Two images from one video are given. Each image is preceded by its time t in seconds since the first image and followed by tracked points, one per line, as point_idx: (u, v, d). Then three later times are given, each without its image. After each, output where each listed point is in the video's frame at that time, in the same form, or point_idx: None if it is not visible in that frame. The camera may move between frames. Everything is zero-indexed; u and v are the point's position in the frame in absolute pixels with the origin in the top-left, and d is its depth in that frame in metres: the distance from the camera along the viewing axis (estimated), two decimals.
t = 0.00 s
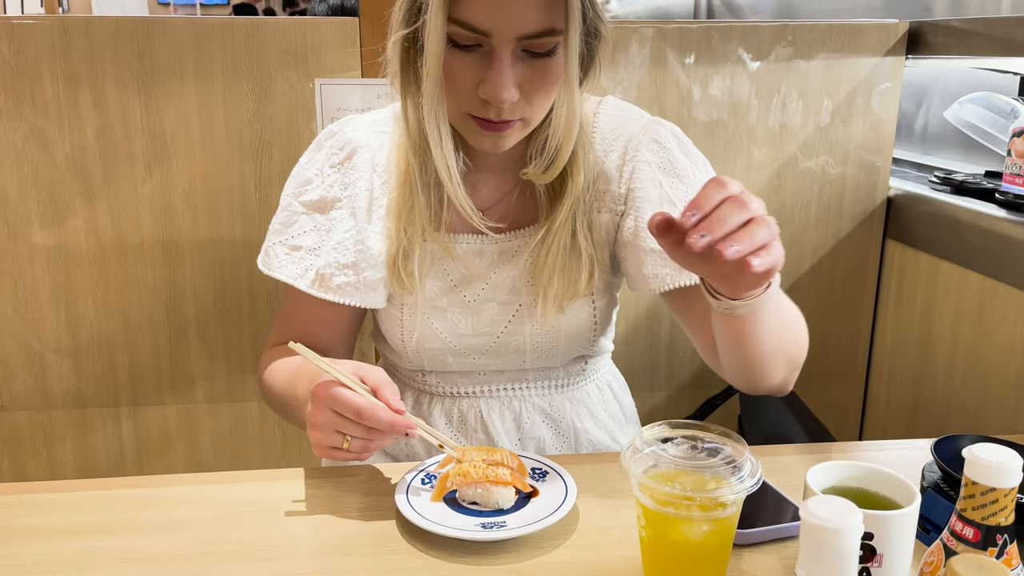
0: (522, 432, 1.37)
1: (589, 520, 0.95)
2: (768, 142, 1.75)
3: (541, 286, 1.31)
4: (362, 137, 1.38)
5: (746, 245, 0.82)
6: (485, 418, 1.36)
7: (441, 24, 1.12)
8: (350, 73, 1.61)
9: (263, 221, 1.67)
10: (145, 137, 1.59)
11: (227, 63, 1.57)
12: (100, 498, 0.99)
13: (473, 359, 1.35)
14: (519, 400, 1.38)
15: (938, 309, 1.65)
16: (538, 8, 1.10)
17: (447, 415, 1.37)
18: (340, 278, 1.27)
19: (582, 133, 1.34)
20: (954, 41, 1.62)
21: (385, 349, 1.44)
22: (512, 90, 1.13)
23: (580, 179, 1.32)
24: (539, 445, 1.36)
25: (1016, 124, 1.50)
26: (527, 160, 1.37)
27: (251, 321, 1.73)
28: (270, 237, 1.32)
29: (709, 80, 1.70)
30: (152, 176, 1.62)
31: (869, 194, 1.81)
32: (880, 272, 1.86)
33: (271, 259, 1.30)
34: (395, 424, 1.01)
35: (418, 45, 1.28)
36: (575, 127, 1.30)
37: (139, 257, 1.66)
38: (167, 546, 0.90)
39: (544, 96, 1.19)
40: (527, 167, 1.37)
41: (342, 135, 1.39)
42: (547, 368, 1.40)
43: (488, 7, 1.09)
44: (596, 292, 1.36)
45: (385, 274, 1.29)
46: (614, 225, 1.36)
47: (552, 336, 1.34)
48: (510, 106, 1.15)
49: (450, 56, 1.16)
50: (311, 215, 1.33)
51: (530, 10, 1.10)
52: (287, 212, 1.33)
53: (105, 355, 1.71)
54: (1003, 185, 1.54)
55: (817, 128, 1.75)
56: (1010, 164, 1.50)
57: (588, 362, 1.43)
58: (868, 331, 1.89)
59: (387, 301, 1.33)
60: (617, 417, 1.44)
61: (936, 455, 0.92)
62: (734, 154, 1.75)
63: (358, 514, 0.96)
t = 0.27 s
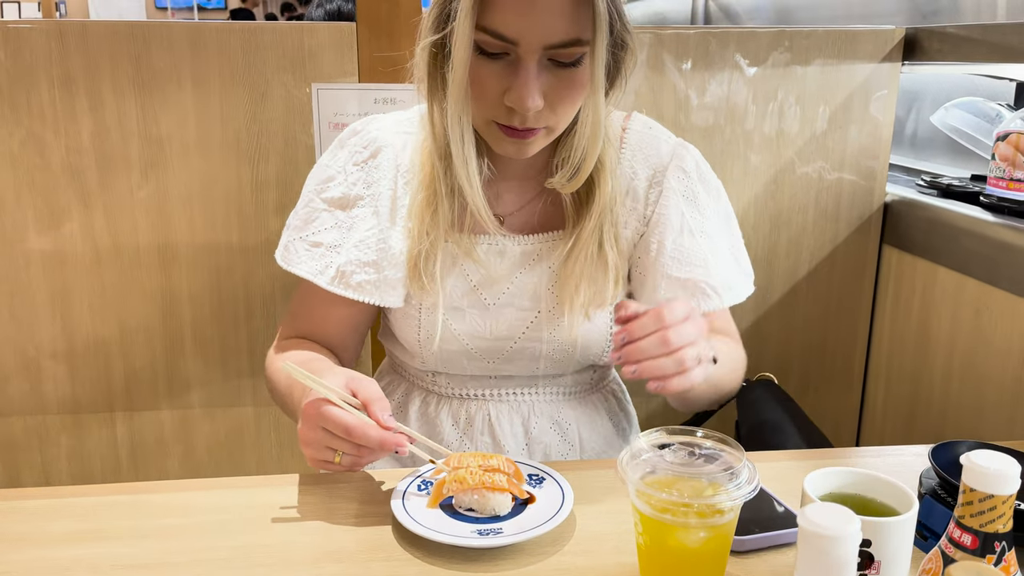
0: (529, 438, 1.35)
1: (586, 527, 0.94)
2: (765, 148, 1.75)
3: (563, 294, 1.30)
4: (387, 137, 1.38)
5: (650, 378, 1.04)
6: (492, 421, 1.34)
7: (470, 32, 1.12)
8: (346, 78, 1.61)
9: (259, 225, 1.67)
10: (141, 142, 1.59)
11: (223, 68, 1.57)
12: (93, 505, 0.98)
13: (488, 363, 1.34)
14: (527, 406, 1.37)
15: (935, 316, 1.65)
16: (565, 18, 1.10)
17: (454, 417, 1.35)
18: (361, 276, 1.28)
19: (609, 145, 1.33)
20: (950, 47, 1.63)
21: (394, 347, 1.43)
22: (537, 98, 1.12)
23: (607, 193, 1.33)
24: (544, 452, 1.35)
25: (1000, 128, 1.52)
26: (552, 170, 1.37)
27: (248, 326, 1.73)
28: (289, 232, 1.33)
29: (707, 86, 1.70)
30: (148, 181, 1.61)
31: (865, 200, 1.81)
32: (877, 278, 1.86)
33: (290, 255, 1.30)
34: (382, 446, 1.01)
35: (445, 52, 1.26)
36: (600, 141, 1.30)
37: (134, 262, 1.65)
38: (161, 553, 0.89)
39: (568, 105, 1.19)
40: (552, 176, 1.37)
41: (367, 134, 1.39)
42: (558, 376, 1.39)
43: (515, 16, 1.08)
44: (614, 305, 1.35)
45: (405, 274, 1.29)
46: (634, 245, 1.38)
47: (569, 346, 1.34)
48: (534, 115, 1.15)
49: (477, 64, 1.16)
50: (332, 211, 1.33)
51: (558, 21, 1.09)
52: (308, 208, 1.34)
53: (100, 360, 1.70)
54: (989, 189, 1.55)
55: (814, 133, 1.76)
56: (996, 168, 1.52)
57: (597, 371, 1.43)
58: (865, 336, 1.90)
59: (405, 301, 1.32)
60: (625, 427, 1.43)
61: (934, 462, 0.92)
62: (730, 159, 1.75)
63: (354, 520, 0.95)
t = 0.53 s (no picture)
0: (531, 438, 1.34)
1: (582, 528, 0.94)
2: (761, 150, 1.75)
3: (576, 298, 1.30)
4: (408, 134, 1.38)
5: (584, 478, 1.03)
6: (496, 419, 1.34)
7: (495, 35, 1.11)
8: (343, 79, 1.61)
9: (256, 227, 1.67)
10: (137, 143, 1.59)
11: (220, 69, 1.57)
12: (87, 506, 0.98)
13: (497, 363, 1.33)
14: (531, 406, 1.36)
15: (931, 318, 1.65)
16: (588, 25, 1.09)
17: (458, 413, 1.36)
18: (375, 271, 1.29)
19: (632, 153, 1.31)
20: (945, 50, 1.63)
21: (401, 342, 1.43)
22: (557, 103, 1.11)
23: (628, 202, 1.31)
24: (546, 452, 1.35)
25: (983, 129, 1.54)
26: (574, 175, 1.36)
27: (244, 327, 1.72)
28: (308, 225, 1.34)
29: (704, 88, 1.70)
30: (144, 182, 1.61)
31: (861, 202, 1.81)
32: (873, 280, 1.86)
33: (307, 248, 1.33)
34: (376, 446, 1.03)
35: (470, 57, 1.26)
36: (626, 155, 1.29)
37: (130, 263, 1.65)
38: (156, 553, 0.89)
39: (588, 112, 1.17)
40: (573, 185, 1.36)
41: (388, 130, 1.39)
42: (567, 380, 1.38)
43: (540, 20, 1.08)
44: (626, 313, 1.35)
45: (419, 270, 1.30)
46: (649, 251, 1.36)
47: (580, 351, 1.33)
48: (554, 120, 1.14)
49: (500, 68, 1.15)
50: (350, 205, 1.34)
51: (582, 28, 1.09)
52: (327, 201, 1.35)
53: (95, 361, 1.70)
54: (972, 190, 1.57)
55: (812, 136, 1.76)
56: (979, 168, 1.54)
57: (604, 375, 1.43)
58: (861, 339, 1.90)
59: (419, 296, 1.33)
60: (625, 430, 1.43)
61: (929, 464, 0.92)
62: (726, 161, 1.75)
63: (350, 522, 0.95)
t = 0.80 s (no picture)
0: (528, 438, 1.34)
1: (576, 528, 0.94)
2: (755, 151, 1.75)
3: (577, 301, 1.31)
4: (413, 135, 1.38)
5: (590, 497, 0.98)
6: (493, 419, 1.34)
7: (501, 40, 1.11)
8: (338, 79, 1.61)
9: (250, 227, 1.67)
10: (131, 142, 1.59)
11: (214, 69, 1.57)
12: (79, 505, 0.98)
13: (496, 363, 1.34)
14: (530, 406, 1.36)
15: (924, 319, 1.66)
16: (594, 33, 1.09)
17: (455, 412, 1.36)
18: (377, 271, 1.29)
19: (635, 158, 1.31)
20: (938, 52, 1.64)
21: (401, 339, 1.43)
22: (562, 109, 1.11)
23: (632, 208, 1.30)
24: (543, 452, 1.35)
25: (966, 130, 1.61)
26: (580, 179, 1.36)
27: (238, 327, 1.72)
28: (312, 222, 1.35)
29: (699, 89, 1.70)
30: (138, 182, 1.61)
31: (855, 204, 1.82)
32: (867, 281, 1.87)
33: (311, 246, 1.33)
34: (386, 424, 1.01)
35: (476, 61, 1.25)
36: (630, 157, 1.27)
37: (124, 263, 1.65)
38: (148, 553, 0.89)
39: (593, 118, 1.17)
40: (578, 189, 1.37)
41: (394, 130, 1.40)
42: (567, 381, 1.38)
43: (546, 26, 1.08)
44: (627, 317, 1.35)
45: (421, 270, 1.30)
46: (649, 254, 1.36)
47: (581, 353, 1.33)
48: (558, 125, 1.14)
49: (505, 73, 1.15)
50: (355, 204, 1.34)
51: (588, 34, 1.09)
52: (331, 199, 1.35)
53: (89, 361, 1.69)
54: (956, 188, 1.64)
55: (806, 137, 1.76)
56: (963, 167, 1.61)
57: (603, 377, 1.43)
58: (854, 340, 1.90)
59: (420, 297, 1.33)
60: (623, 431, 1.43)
61: (920, 464, 0.92)
62: (721, 162, 1.75)
63: (343, 521, 0.95)
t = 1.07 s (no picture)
0: (524, 437, 1.35)
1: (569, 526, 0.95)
2: (749, 153, 1.77)
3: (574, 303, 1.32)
4: (414, 135, 1.39)
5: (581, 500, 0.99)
6: (489, 418, 1.35)
7: (498, 45, 1.12)
8: (333, 80, 1.61)
9: (246, 226, 1.67)
10: (127, 142, 1.59)
11: (210, 69, 1.57)
12: (76, 503, 0.98)
13: (493, 364, 1.35)
14: (525, 406, 1.37)
15: (914, 320, 1.67)
16: (590, 38, 1.10)
17: (451, 411, 1.37)
18: (377, 271, 1.30)
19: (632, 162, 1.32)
20: (930, 55, 1.65)
21: (398, 338, 1.44)
22: (559, 113, 1.11)
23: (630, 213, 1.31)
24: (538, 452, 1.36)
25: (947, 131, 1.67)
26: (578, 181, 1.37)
27: (233, 327, 1.73)
28: (311, 221, 1.35)
29: (693, 91, 1.71)
30: (134, 182, 1.62)
31: (848, 205, 1.83)
32: (859, 282, 1.88)
33: (310, 245, 1.33)
34: (388, 425, 1.02)
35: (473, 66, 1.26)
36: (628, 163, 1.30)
37: (120, 262, 1.65)
38: (145, 551, 0.89)
39: (589, 122, 1.18)
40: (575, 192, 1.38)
41: (394, 131, 1.40)
42: (563, 382, 1.39)
43: (543, 31, 1.09)
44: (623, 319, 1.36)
45: (420, 271, 1.31)
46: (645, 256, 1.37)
47: (576, 354, 1.34)
48: (554, 130, 1.15)
49: (503, 77, 1.16)
50: (354, 204, 1.35)
51: (585, 40, 1.09)
52: (330, 199, 1.36)
53: (85, 360, 1.70)
54: (936, 186, 1.70)
55: (800, 139, 1.78)
56: (943, 167, 1.66)
57: (598, 377, 1.44)
58: (847, 340, 1.92)
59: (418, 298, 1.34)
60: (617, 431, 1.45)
61: (908, 464, 0.94)
62: (714, 164, 1.76)
63: (338, 519, 0.96)
